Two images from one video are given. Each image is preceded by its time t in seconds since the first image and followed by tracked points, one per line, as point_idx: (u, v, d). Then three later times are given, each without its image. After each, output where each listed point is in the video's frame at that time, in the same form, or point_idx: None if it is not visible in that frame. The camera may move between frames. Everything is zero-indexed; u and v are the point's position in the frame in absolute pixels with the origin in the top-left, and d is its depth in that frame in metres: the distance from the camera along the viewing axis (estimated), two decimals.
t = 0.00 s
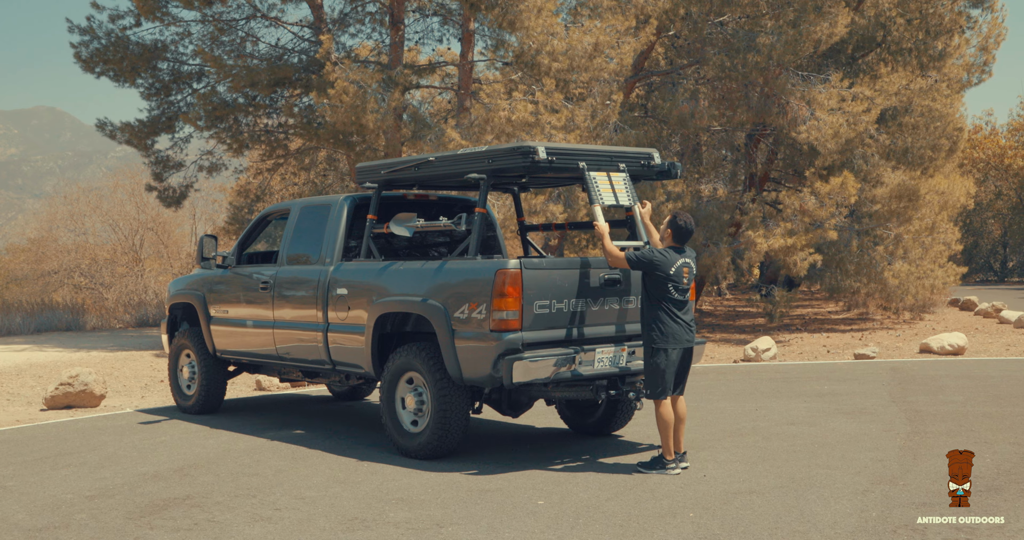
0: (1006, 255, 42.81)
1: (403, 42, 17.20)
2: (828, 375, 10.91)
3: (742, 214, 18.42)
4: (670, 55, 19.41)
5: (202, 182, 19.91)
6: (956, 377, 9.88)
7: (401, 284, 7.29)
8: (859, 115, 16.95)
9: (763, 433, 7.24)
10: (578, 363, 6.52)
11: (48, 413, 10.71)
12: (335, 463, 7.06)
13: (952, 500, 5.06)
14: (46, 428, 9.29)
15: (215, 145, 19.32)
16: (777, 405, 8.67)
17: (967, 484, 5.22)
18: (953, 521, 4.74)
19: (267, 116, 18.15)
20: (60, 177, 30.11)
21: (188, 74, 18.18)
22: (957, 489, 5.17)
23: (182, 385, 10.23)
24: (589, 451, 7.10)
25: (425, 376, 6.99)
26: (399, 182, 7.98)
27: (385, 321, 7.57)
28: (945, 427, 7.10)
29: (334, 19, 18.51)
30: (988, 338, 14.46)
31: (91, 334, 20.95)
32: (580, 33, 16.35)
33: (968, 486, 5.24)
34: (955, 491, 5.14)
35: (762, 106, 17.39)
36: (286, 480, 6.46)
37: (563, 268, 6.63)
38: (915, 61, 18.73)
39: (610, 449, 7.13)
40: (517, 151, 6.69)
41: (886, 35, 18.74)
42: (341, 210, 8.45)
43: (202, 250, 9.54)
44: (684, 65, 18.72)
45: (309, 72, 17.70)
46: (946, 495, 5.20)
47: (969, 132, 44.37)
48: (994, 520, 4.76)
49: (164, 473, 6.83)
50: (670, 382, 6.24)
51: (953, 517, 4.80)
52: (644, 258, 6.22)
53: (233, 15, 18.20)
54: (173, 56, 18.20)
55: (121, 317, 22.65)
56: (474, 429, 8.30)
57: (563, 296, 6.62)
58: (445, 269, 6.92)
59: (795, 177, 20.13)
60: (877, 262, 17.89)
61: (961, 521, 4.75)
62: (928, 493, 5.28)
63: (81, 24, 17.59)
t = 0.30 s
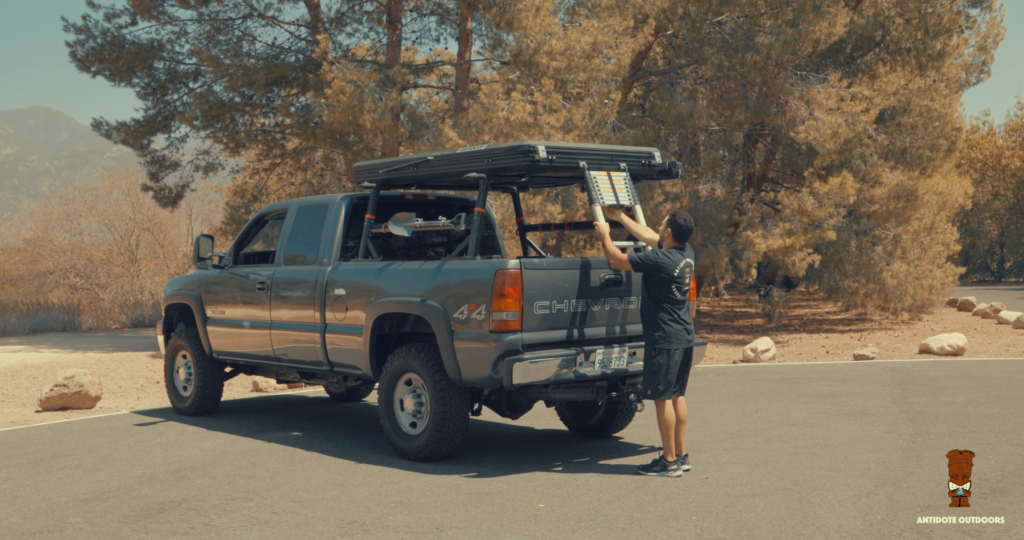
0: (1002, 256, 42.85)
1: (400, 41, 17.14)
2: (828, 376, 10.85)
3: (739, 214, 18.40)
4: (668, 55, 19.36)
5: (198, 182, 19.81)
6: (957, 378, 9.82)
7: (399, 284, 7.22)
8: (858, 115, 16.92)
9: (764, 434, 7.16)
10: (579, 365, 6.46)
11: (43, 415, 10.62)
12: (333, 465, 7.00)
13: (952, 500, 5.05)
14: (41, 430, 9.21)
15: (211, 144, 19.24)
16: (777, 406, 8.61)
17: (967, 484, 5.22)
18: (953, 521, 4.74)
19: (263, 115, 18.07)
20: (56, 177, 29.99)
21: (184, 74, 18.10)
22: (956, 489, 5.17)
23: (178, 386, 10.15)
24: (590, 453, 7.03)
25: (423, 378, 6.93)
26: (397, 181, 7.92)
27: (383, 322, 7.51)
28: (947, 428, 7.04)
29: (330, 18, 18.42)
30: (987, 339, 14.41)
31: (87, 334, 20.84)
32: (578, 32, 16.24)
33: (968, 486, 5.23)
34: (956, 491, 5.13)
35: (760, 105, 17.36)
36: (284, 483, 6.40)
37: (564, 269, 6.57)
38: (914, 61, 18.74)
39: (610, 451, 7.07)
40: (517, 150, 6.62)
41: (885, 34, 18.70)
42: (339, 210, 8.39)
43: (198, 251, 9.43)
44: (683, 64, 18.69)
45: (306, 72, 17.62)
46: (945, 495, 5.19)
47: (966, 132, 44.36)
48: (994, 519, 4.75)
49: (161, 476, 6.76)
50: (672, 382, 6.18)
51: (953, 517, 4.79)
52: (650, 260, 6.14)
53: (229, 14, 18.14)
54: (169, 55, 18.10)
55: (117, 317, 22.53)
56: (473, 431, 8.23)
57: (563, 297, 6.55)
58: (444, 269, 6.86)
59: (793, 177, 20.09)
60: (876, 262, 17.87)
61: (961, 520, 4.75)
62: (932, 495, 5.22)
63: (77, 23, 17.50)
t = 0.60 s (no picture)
0: (999, 256, 42.93)
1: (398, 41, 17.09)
2: (828, 377, 10.79)
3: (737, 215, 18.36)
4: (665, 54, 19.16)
5: (194, 182, 19.71)
6: (958, 379, 9.76)
7: (398, 285, 7.16)
8: (857, 114, 16.91)
9: (765, 435, 7.10)
10: (580, 366, 6.40)
11: (37, 416, 10.53)
12: (331, 468, 6.93)
13: (952, 500, 5.00)
14: (36, 432, 9.12)
15: (207, 144, 19.16)
16: (778, 408, 8.54)
17: (967, 484, 5.16)
18: (953, 521, 4.70)
19: (259, 115, 17.99)
20: (51, 177, 29.87)
21: (180, 73, 18.01)
22: (957, 489, 5.11)
23: (174, 387, 10.07)
24: (590, 455, 6.96)
25: (422, 380, 6.86)
26: (395, 181, 7.88)
27: (381, 323, 7.45)
28: (949, 429, 6.97)
29: (327, 17, 18.35)
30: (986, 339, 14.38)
31: (83, 334, 20.74)
32: (576, 32, 16.11)
33: (968, 486, 5.18)
34: (956, 491, 5.08)
35: (759, 105, 17.36)
36: (281, 486, 6.33)
37: (564, 269, 6.51)
38: (912, 61, 18.73)
39: (610, 454, 7.00)
40: (517, 149, 6.55)
41: (883, 34, 18.67)
42: (336, 209, 8.32)
43: (194, 251, 9.32)
44: (680, 63, 18.66)
45: (304, 71, 17.54)
46: (945, 495, 5.14)
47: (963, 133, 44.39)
48: (995, 520, 4.71)
49: (156, 479, 6.69)
50: (676, 381, 6.10)
51: (954, 517, 4.75)
52: (653, 260, 6.10)
53: (226, 13, 18.08)
54: (165, 55, 18.01)
55: (112, 318, 22.42)
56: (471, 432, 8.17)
57: (562, 297, 6.49)
58: (443, 270, 6.80)
59: (790, 178, 20.05)
60: (874, 263, 17.88)
61: (961, 521, 4.70)
62: (935, 496, 5.15)
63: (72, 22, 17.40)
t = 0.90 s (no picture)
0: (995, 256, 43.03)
1: (394, 39, 17.03)
2: (828, 377, 10.74)
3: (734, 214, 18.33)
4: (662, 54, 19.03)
5: (190, 182, 19.62)
6: (958, 380, 9.72)
7: (396, 286, 7.09)
8: (855, 114, 16.87)
9: (766, 437, 7.03)
10: (580, 367, 6.34)
11: (31, 418, 10.43)
12: (328, 471, 6.86)
13: (952, 500, 4.94)
14: (29, 434, 9.03)
15: (202, 143, 19.06)
16: (777, 409, 8.49)
17: (967, 484, 5.10)
18: (954, 522, 4.65)
19: (255, 114, 17.92)
20: (46, 177, 29.72)
21: (175, 72, 17.90)
22: (956, 489, 5.05)
23: (169, 389, 9.98)
24: (590, 457, 6.90)
25: (420, 381, 6.80)
26: (393, 180, 7.82)
27: (379, 324, 7.39)
28: (950, 429, 6.92)
29: (323, 16, 18.28)
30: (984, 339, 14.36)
31: (78, 335, 20.64)
32: (573, 31, 16.03)
33: (968, 486, 5.12)
34: (955, 492, 5.02)
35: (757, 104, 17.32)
36: (278, 489, 6.26)
37: (564, 269, 6.44)
38: (910, 60, 18.69)
39: (611, 456, 6.94)
40: (517, 148, 6.49)
41: (881, 33, 18.71)
42: (333, 209, 8.25)
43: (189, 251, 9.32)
44: (678, 62, 18.63)
45: (300, 70, 17.47)
46: (945, 495, 5.08)
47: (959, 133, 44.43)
48: (995, 520, 4.66)
49: (151, 482, 6.61)
50: (677, 382, 6.05)
51: (954, 518, 4.71)
52: (655, 260, 6.03)
53: (221, 12, 18.01)
54: (160, 53, 17.92)
55: (107, 318, 22.33)
56: (469, 434, 8.10)
57: (562, 298, 6.43)
58: (441, 270, 6.73)
59: (787, 178, 20.02)
60: (872, 263, 17.89)
61: (962, 521, 4.66)
62: (937, 496, 5.10)
63: (66, 20, 17.29)
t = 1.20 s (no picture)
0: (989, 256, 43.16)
1: (389, 38, 16.98)
2: (826, 378, 10.70)
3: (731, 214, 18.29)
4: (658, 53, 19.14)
5: (184, 181, 19.53)
6: (957, 380, 9.68)
7: (392, 286, 7.03)
8: (851, 113, 16.86)
9: (766, 438, 6.98)
10: (580, 368, 6.28)
11: (24, 419, 10.33)
12: (325, 473, 6.79)
13: (952, 500, 4.90)
14: (22, 436, 8.93)
15: (196, 142, 18.96)
16: (776, 410, 8.44)
17: (967, 483, 5.06)
18: (953, 522, 4.61)
19: (250, 113, 17.82)
20: (38, 178, 29.54)
21: (169, 71, 17.80)
22: (957, 489, 5.01)
23: (164, 390, 9.90)
24: (589, 459, 6.83)
25: (418, 382, 6.73)
26: (390, 179, 7.76)
27: (376, 325, 7.32)
28: (950, 429, 6.88)
29: (317, 15, 18.18)
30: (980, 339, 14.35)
31: (71, 335, 20.52)
32: (569, 31, 16.00)
33: (969, 486, 5.08)
34: (955, 491, 4.98)
35: (753, 104, 17.27)
36: (274, 492, 6.18)
37: (563, 269, 6.39)
38: (906, 59, 18.69)
39: (610, 458, 6.87)
40: (515, 147, 6.42)
41: (877, 33, 18.78)
42: (329, 209, 8.17)
43: (184, 250, 9.17)
44: (674, 61, 18.60)
45: (295, 69, 17.40)
46: (945, 495, 5.04)
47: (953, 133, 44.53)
48: (995, 520, 4.62)
49: (145, 485, 6.53)
50: (681, 381, 5.99)
51: (954, 517, 4.66)
52: (660, 258, 5.96)
53: (215, 11, 17.94)
54: (154, 52, 17.82)
55: (101, 318, 22.21)
56: (466, 436, 8.04)
57: (561, 298, 6.37)
58: (439, 270, 6.67)
59: (783, 178, 19.98)
60: (868, 263, 17.91)
61: (962, 521, 4.61)
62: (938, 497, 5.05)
63: (59, 19, 17.17)
